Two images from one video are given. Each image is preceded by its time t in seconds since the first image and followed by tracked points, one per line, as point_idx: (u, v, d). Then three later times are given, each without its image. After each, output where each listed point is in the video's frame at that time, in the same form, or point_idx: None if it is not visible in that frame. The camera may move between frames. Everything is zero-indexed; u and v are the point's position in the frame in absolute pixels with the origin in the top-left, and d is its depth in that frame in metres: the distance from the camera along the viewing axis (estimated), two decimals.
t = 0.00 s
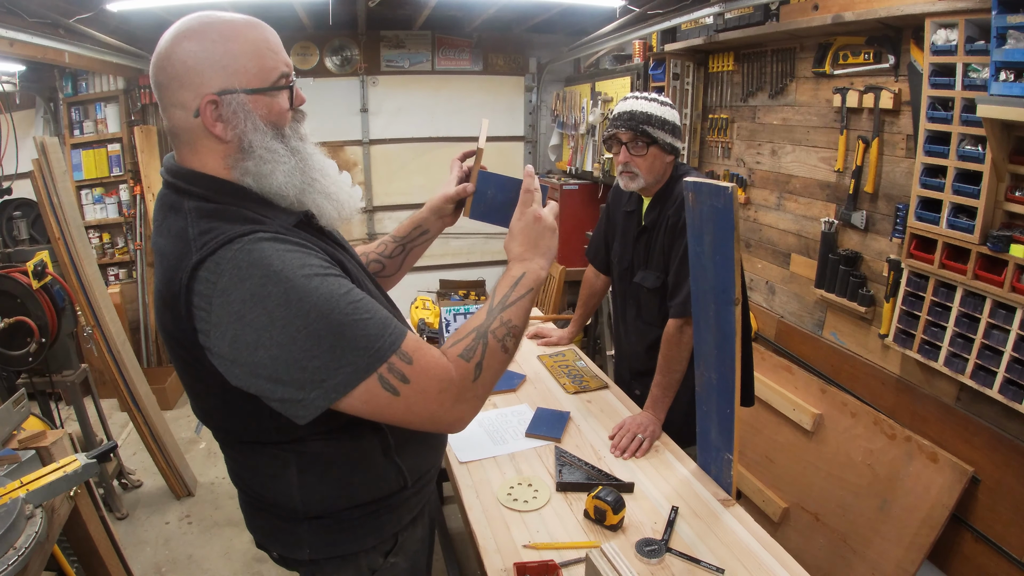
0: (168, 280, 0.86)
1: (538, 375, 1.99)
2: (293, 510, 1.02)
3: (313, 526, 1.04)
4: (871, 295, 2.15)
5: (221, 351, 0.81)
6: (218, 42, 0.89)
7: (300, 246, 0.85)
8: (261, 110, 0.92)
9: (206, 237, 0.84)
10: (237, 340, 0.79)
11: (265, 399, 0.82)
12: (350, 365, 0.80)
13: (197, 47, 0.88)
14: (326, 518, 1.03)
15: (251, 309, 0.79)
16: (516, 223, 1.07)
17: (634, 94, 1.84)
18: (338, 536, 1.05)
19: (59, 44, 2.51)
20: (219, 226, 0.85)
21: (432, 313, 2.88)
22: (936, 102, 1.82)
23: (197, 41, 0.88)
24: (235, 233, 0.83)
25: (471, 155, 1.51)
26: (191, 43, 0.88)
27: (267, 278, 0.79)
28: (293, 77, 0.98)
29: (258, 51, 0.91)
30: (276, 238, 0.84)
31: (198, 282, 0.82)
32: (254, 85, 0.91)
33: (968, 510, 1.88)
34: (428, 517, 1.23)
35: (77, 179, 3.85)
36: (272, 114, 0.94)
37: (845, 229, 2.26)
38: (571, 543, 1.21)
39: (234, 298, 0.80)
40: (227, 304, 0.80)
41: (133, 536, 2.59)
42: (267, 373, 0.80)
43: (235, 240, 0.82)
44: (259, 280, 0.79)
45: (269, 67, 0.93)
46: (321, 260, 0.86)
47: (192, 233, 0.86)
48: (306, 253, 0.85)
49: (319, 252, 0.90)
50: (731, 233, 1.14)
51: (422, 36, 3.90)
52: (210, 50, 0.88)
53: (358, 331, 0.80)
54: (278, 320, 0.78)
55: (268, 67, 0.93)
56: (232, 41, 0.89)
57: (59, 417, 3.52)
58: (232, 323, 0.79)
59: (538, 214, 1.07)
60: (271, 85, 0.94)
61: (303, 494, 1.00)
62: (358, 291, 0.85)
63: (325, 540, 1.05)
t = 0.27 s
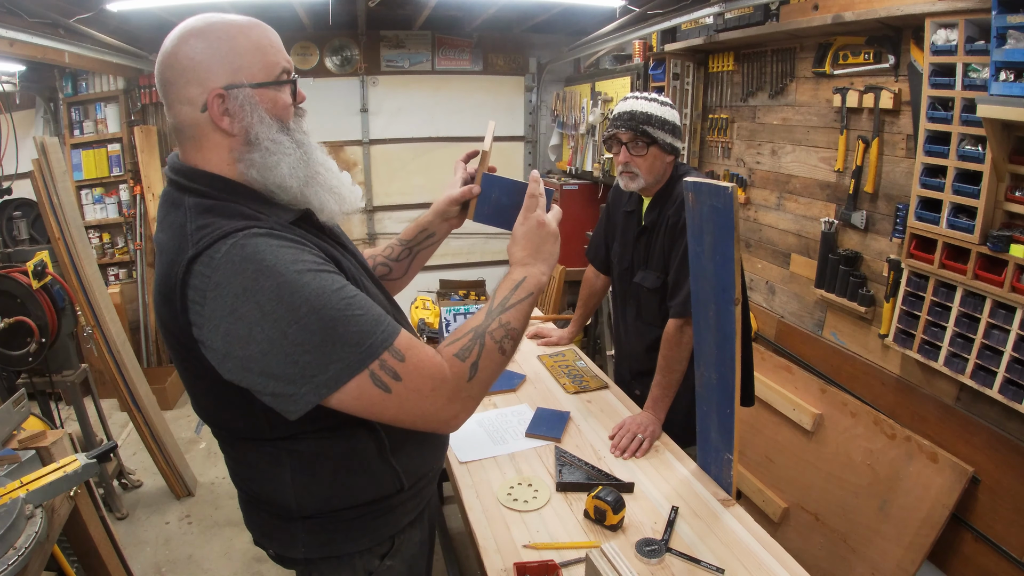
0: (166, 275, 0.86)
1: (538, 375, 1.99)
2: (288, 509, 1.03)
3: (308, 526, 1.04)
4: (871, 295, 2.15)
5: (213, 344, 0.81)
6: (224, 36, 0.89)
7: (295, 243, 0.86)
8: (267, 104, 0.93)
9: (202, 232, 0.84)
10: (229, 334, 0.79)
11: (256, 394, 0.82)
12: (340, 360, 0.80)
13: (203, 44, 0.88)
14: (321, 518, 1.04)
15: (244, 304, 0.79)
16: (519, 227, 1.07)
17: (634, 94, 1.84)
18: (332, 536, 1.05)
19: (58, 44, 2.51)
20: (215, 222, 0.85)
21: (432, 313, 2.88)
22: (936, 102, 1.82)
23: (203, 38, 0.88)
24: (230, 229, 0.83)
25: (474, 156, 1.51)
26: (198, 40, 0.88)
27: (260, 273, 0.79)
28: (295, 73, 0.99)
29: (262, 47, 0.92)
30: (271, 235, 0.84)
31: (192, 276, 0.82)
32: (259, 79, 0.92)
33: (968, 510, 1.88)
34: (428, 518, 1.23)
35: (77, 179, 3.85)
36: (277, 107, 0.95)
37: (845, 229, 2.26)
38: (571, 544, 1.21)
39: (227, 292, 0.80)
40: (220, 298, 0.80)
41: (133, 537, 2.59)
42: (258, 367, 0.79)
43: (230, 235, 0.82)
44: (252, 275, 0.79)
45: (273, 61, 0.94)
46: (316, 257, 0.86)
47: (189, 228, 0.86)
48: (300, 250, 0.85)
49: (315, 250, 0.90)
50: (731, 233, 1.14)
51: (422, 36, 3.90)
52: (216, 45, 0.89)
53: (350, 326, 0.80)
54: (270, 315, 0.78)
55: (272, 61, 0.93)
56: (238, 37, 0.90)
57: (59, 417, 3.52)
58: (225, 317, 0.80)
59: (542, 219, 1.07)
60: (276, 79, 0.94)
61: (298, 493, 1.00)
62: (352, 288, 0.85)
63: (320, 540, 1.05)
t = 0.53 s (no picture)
0: (168, 269, 0.86)
1: (538, 375, 1.99)
2: (288, 505, 1.03)
3: (307, 523, 1.04)
4: (871, 295, 2.15)
5: (214, 337, 0.81)
6: (227, 36, 0.91)
7: (297, 239, 0.86)
8: (270, 98, 0.94)
9: (205, 227, 0.84)
10: (230, 327, 0.79)
11: (256, 387, 0.82)
12: (339, 354, 0.80)
13: (207, 43, 0.90)
14: (320, 515, 1.03)
15: (244, 297, 0.79)
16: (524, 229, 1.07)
17: (634, 94, 1.84)
18: (332, 534, 1.05)
19: (58, 44, 2.51)
20: (218, 217, 0.86)
21: (432, 313, 2.88)
22: (936, 102, 1.82)
23: (206, 37, 0.90)
24: (232, 223, 0.84)
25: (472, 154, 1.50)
26: (201, 40, 0.90)
27: (261, 266, 0.79)
28: (294, 71, 1.01)
29: (263, 44, 0.94)
30: (273, 230, 0.84)
31: (194, 269, 0.82)
32: (262, 75, 0.93)
33: (968, 510, 1.88)
34: (429, 517, 1.23)
35: (77, 179, 3.85)
36: (281, 102, 0.96)
37: (845, 229, 2.26)
38: (571, 543, 1.21)
39: (228, 285, 0.80)
40: (221, 291, 0.80)
41: (133, 537, 2.59)
42: (258, 360, 0.79)
43: (232, 229, 0.82)
44: (253, 268, 0.79)
45: (274, 58, 0.95)
46: (317, 252, 0.86)
47: (192, 223, 0.86)
48: (301, 245, 0.85)
49: (316, 246, 0.90)
50: (731, 233, 1.14)
51: (422, 36, 3.90)
52: (219, 44, 0.90)
53: (349, 321, 0.80)
54: (270, 308, 0.78)
55: (273, 59, 0.95)
56: (239, 36, 0.92)
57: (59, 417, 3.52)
58: (226, 310, 0.80)
59: (548, 222, 1.07)
60: (278, 75, 0.96)
61: (298, 490, 1.00)
62: (352, 283, 0.85)
63: (320, 537, 1.05)
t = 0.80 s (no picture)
0: (172, 266, 0.87)
1: (538, 375, 1.99)
2: (288, 500, 1.03)
3: (308, 518, 1.04)
4: (871, 295, 2.15)
5: (216, 333, 0.81)
6: (231, 36, 0.91)
7: (298, 236, 0.86)
8: (273, 99, 0.94)
9: (208, 224, 0.85)
10: (231, 323, 0.80)
11: (257, 383, 0.82)
12: (339, 351, 0.80)
13: (211, 43, 0.90)
14: (321, 510, 1.04)
15: (245, 293, 0.79)
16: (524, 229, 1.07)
17: (634, 94, 1.84)
18: (333, 529, 1.05)
19: (58, 44, 2.51)
20: (221, 214, 0.86)
21: (432, 313, 2.88)
22: (936, 102, 1.82)
23: (211, 38, 0.90)
24: (235, 220, 0.84)
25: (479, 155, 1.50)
26: (206, 40, 0.90)
27: (262, 263, 0.80)
28: (298, 71, 1.01)
29: (267, 45, 0.94)
30: (274, 227, 0.85)
31: (197, 266, 0.82)
32: (265, 75, 0.93)
33: (968, 510, 1.88)
34: (429, 515, 1.23)
35: (77, 179, 3.85)
36: (284, 102, 0.96)
37: (845, 229, 2.26)
38: (571, 543, 1.21)
39: (230, 281, 0.80)
40: (223, 288, 0.80)
41: (133, 537, 2.59)
42: (258, 356, 0.79)
43: (234, 226, 0.83)
44: (254, 265, 0.80)
45: (278, 58, 0.95)
46: (318, 250, 0.86)
47: (196, 221, 0.86)
48: (303, 243, 0.85)
49: (318, 244, 0.90)
50: (731, 232, 1.14)
51: (422, 36, 3.90)
52: (223, 44, 0.90)
53: (349, 318, 0.80)
54: (270, 305, 0.78)
55: (277, 59, 0.95)
56: (244, 36, 0.92)
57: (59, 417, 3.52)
58: (227, 306, 0.80)
59: (545, 220, 1.07)
60: (281, 75, 0.96)
61: (298, 484, 1.01)
62: (353, 281, 0.85)
63: (320, 532, 1.05)
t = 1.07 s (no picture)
0: (174, 264, 0.87)
1: (538, 375, 1.99)
2: (287, 495, 1.03)
3: (306, 513, 1.04)
4: (871, 295, 2.15)
5: (217, 330, 0.81)
6: (233, 37, 0.91)
7: (299, 235, 0.86)
8: (275, 99, 0.94)
9: (210, 223, 0.85)
10: (231, 320, 0.80)
11: (257, 380, 0.82)
12: (338, 349, 0.80)
13: (214, 43, 0.90)
14: (318, 505, 1.03)
15: (246, 291, 0.79)
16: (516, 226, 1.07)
17: (634, 94, 1.84)
18: (330, 525, 1.05)
19: (58, 44, 2.51)
20: (223, 213, 0.86)
21: (432, 313, 2.88)
22: (936, 102, 1.82)
23: (214, 39, 0.90)
24: (236, 219, 0.84)
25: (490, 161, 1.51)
26: (209, 40, 0.90)
27: (263, 261, 0.80)
28: (300, 72, 1.00)
29: (270, 46, 0.94)
30: (275, 226, 0.85)
31: (198, 264, 0.82)
32: (267, 76, 0.93)
33: (968, 510, 1.88)
34: (428, 514, 1.22)
35: (77, 179, 3.85)
36: (285, 103, 0.96)
37: (845, 229, 2.26)
38: (571, 543, 1.21)
39: (230, 279, 0.80)
40: (223, 285, 0.80)
41: (133, 537, 2.59)
42: (257, 353, 0.79)
43: (235, 224, 0.83)
44: (254, 264, 0.80)
45: (280, 59, 0.95)
46: (318, 248, 0.86)
47: (198, 219, 0.86)
48: (304, 242, 0.85)
49: (319, 243, 0.90)
50: (731, 232, 1.14)
51: (422, 36, 3.90)
52: (225, 45, 0.90)
53: (348, 317, 0.80)
54: (271, 303, 0.78)
55: (279, 60, 0.95)
56: (247, 36, 0.92)
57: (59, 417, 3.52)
58: (228, 304, 0.80)
59: (539, 216, 1.07)
60: (283, 76, 0.96)
61: (297, 479, 1.01)
62: (353, 280, 0.85)
63: (318, 528, 1.05)
